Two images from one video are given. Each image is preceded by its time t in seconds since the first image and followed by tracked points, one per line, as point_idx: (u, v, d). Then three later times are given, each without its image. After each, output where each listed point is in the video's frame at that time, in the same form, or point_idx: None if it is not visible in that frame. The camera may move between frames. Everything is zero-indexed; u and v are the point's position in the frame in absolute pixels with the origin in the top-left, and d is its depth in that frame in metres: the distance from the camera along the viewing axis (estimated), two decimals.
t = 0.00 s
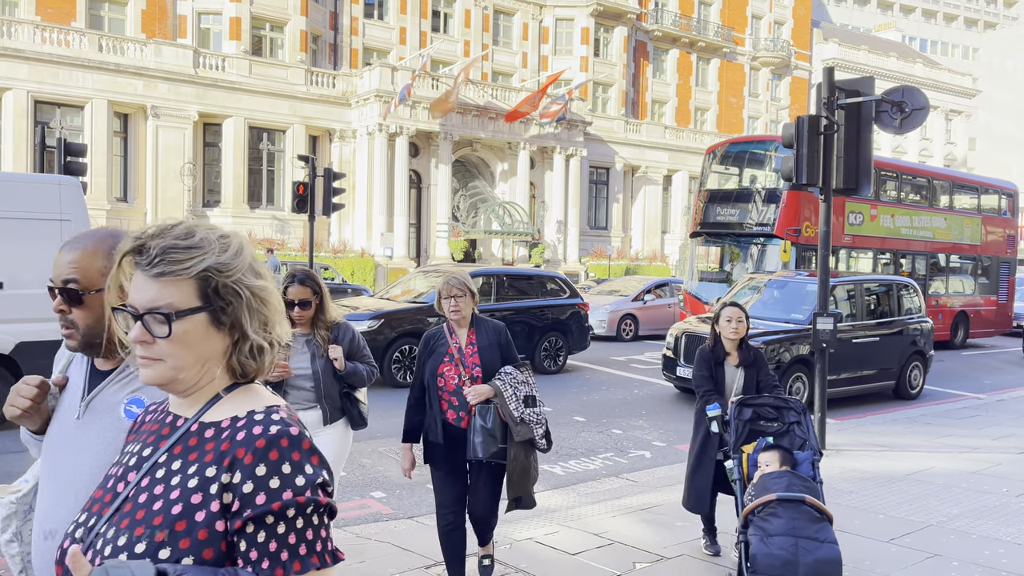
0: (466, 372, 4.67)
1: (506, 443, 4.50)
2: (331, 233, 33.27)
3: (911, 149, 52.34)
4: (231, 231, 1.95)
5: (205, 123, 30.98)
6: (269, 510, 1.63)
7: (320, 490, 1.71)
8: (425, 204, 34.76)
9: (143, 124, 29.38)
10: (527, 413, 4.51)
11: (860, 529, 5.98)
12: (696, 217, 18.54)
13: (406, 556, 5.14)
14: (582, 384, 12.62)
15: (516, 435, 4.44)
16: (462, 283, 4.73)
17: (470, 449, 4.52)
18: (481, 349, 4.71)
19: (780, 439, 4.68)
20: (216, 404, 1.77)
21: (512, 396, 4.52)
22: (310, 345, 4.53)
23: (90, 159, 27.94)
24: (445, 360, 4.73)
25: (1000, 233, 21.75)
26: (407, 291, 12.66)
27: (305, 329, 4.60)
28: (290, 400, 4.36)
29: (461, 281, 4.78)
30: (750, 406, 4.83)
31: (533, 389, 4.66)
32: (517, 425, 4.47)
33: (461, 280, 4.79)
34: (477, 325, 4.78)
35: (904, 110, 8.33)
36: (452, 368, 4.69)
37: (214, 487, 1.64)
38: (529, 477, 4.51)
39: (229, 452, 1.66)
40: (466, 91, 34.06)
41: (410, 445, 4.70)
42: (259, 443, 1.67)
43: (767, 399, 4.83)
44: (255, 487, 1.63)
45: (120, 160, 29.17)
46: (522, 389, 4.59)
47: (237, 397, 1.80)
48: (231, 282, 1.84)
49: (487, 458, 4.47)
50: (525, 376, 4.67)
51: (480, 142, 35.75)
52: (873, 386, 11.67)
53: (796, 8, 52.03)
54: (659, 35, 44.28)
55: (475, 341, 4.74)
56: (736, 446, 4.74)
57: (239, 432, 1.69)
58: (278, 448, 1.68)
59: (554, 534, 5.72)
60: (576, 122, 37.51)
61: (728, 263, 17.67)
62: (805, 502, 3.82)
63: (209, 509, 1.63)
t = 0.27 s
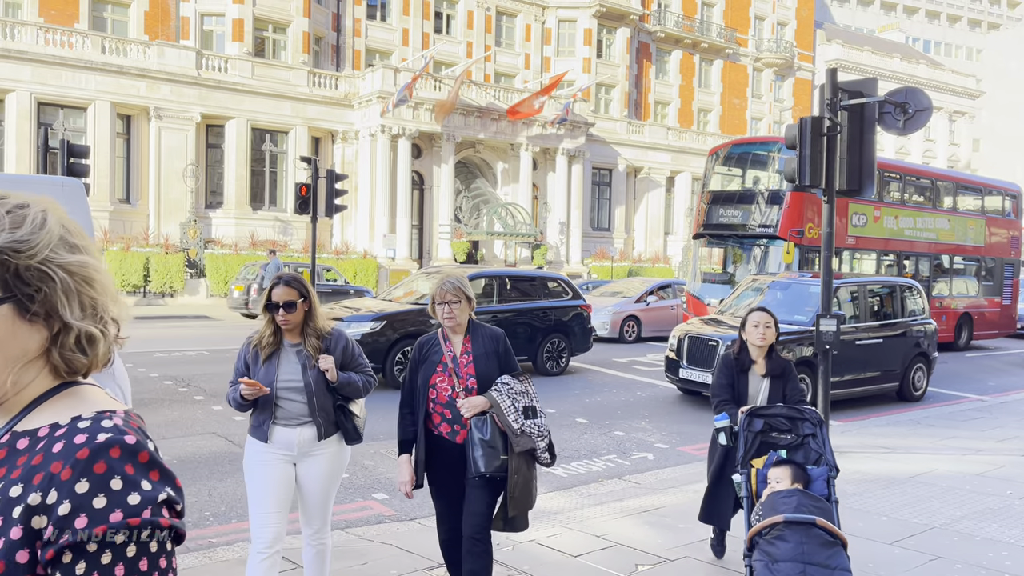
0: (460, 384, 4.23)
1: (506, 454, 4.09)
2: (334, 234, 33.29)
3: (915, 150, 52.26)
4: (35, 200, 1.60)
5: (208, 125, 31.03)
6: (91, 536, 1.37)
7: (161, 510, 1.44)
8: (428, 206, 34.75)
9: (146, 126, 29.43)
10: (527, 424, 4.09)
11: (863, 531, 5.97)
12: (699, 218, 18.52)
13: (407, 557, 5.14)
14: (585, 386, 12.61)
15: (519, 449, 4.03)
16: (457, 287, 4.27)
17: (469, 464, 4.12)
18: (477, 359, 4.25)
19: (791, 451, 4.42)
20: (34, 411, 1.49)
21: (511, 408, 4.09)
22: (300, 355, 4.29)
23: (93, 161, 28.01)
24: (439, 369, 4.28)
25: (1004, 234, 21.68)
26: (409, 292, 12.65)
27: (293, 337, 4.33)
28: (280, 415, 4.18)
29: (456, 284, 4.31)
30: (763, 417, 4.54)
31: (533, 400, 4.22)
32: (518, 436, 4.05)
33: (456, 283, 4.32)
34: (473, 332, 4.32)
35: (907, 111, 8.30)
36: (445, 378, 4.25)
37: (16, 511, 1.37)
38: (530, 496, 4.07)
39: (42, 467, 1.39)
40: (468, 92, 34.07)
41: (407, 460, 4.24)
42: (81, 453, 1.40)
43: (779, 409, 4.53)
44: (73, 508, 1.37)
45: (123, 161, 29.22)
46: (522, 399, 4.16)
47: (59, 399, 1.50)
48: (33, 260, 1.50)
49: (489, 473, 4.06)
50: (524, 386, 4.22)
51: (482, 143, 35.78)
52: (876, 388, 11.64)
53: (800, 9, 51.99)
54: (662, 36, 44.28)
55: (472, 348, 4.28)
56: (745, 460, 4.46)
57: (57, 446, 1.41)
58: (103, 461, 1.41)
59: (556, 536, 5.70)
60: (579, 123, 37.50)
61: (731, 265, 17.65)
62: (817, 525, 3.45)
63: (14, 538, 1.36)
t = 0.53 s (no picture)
0: (461, 398, 3.72)
1: (509, 477, 3.59)
2: (337, 235, 33.35)
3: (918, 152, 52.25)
4: None
5: (212, 127, 31.13)
6: None
7: None
8: (431, 208, 34.83)
9: (151, 128, 29.53)
10: (533, 444, 3.59)
11: (866, 533, 5.98)
12: (702, 220, 18.55)
13: (411, 557, 5.18)
14: (588, 387, 12.64)
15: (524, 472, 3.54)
16: (463, 292, 3.80)
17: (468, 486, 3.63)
18: (482, 371, 3.75)
19: (800, 467, 3.76)
20: None
21: (516, 427, 3.59)
22: (277, 355, 3.71)
23: (98, 163, 28.10)
24: (439, 381, 3.78)
25: (1007, 236, 21.67)
26: (413, 293, 12.71)
27: (270, 337, 3.74)
28: (256, 422, 3.65)
29: (463, 287, 3.83)
30: (772, 429, 3.87)
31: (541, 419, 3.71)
32: (521, 457, 3.56)
33: (462, 286, 3.83)
34: (478, 342, 3.80)
35: (910, 113, 8.33)
36: (445, 391, 3.75)
37: None
38: (534, 526, 3.61)
39: None
40: (471, 94, 34.13)
41: (400, 482, 3.73)
42: None
43: (792, 420, 3.86)
44: None
45: (127, 163, 29.31)
46: (529, 416, 3.66)
47: None
48: None
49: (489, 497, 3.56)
50: (532, 402, 3.72)
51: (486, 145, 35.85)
52: (879, 390, 11.66)
53: (803, 11, 52.04)
54: (664, 38, 44.34)
55: (479, 357, 3.77)
56: (750, 476, 3.80)
57: None
58: None
59: (559, 537, 5.73)
60: (582, 125, 37.56)
61: (734, 266, 17.67)
62: (826, 550, 3.01)
63: None
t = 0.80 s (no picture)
0: (451, 407, 3.47)
1: (497, 499, 3.32)
2: (342, 237, 33.35)
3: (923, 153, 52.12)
4: None
5: (217, 129, 31.20)
6: None
7: None
8: (435, 209, 34.86)
9: (156, 130, 29.61)
10: (526, 462, 3.31)
11: (871, 535, 5.96)
12: (706, 221, 18.54)
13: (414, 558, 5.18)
14: (592, 389, 12.64)
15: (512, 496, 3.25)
16: (459, 290, 3.54)
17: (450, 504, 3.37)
18: (475, 379, 3.48)
19: (812, 486, 3.75)
20: None
21: (507, 443, 3.30)
22: (258, 366, 3.58)
23: (103, 165, 28.18)
24: (429, 387, 3.55)
25: (1012, 238, 21.61)
26: (417, 295, 12.71)
27: (250, 346, 3.61)
28: (235, 438, 3.52)
29: (459, 284, 3.55)
30: (783, 446, 3.81)
31: (539, 435, 3.43)
32: (511, 479, 3.27)
33: (460, 283, 3.56)
34: (474, 345, 3.53)
35: (915, 115, 8.32)
36: (436, 399, 3.51)
37: None
38: (534, 550, 3.30)
39: None
40: (475, 96, 34.17)
41: (393, 488, 3.66)
42: None
43: (802, 435, 3.79)
44: None
45: (133, 165, 29.39)
46: (524, 431, 3.37)
47: None
48: None
49: (469, 520, 3.30)
50: (531, 415, 3.47)
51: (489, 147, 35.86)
52: (884, 392, 11.63)
53: (807, 13, 51.98)
54: (668, 40, 44.33)
55: (472, 363, 3.50)
56: (756, 496, 3.74)
57: None
58: None
59: (563, 538, 5.73)
60: (585, 127, 37.56)
61: (738, 268, 17.65)
62: None
63: None
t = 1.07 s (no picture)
0: (426, 420, 3.22)
1: (475, 524, 3.02)
2: (347, 239, 33.38)
3: (928, 155, 51.97)
4: None
5: (223, 131, 31.29)
6: None
7: None
8: (440, 211, 34.88)
9: (162, 132, 29.72)
10: (508, 482, 3.03)
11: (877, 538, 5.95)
12: (711, 223, 18.53)
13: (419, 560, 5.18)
14: (596, 391, 12.63)
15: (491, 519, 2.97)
16: (430, 294, 3.32)
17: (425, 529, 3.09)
18: (449, 390, 3.22)
19: (825, 507, 3.40)
20: None
21: (485, 460, 3.02)
22: (237, 380, 3.39)
23: (110, 167, 28.27)
24: (401, 401, 3.31)
25: (1018, 239, 21.54)
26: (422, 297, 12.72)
27: (234, 357, 3.44)
28: (209, 456, 3.34)
29: (429, 288, 3.35)
30: (792, 462, 3.49)
31: (522, 451, 3.16)
32: (491, 500, 3.00)
33: (431, 286, 3.36)
34: (449, 353, 3.28)
35: (920, 116, 8.31)
36: (408, 413, 3.28)
37: None
38: None
39: None
40: (480, 98, 34.20)
41: (369, 513, 3.44)
42: None
43: (814, 450, 3.47)
44: None
45: (139, 167, 29.49)
46: (506, 446, 3.11)
47: None
48: None
49: (445, 546, 3.03)
50: (512, 428, 3.19)
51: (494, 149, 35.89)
52: (890, 394, 11.60)
53: (812, 14, 51.92)
54: (673, 42, 44.33)
55: (446, 372, 3.25)
56: (761, 518, 3.44)
57: None
58: None
59: (569, 540, 5.73)
60: (590, 129, 37.54)
61: (743, 270, 17.64)
62: None
63: None
